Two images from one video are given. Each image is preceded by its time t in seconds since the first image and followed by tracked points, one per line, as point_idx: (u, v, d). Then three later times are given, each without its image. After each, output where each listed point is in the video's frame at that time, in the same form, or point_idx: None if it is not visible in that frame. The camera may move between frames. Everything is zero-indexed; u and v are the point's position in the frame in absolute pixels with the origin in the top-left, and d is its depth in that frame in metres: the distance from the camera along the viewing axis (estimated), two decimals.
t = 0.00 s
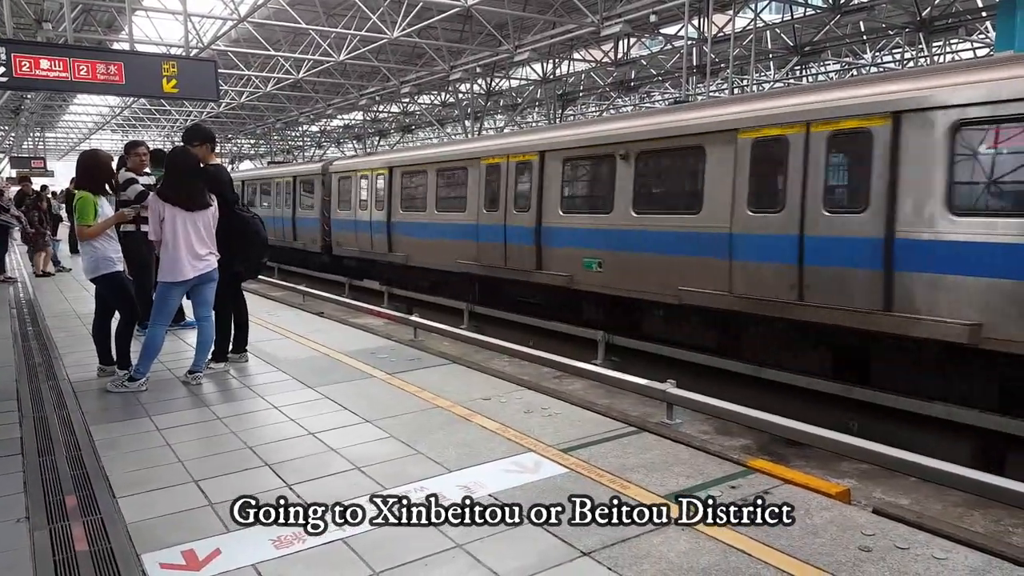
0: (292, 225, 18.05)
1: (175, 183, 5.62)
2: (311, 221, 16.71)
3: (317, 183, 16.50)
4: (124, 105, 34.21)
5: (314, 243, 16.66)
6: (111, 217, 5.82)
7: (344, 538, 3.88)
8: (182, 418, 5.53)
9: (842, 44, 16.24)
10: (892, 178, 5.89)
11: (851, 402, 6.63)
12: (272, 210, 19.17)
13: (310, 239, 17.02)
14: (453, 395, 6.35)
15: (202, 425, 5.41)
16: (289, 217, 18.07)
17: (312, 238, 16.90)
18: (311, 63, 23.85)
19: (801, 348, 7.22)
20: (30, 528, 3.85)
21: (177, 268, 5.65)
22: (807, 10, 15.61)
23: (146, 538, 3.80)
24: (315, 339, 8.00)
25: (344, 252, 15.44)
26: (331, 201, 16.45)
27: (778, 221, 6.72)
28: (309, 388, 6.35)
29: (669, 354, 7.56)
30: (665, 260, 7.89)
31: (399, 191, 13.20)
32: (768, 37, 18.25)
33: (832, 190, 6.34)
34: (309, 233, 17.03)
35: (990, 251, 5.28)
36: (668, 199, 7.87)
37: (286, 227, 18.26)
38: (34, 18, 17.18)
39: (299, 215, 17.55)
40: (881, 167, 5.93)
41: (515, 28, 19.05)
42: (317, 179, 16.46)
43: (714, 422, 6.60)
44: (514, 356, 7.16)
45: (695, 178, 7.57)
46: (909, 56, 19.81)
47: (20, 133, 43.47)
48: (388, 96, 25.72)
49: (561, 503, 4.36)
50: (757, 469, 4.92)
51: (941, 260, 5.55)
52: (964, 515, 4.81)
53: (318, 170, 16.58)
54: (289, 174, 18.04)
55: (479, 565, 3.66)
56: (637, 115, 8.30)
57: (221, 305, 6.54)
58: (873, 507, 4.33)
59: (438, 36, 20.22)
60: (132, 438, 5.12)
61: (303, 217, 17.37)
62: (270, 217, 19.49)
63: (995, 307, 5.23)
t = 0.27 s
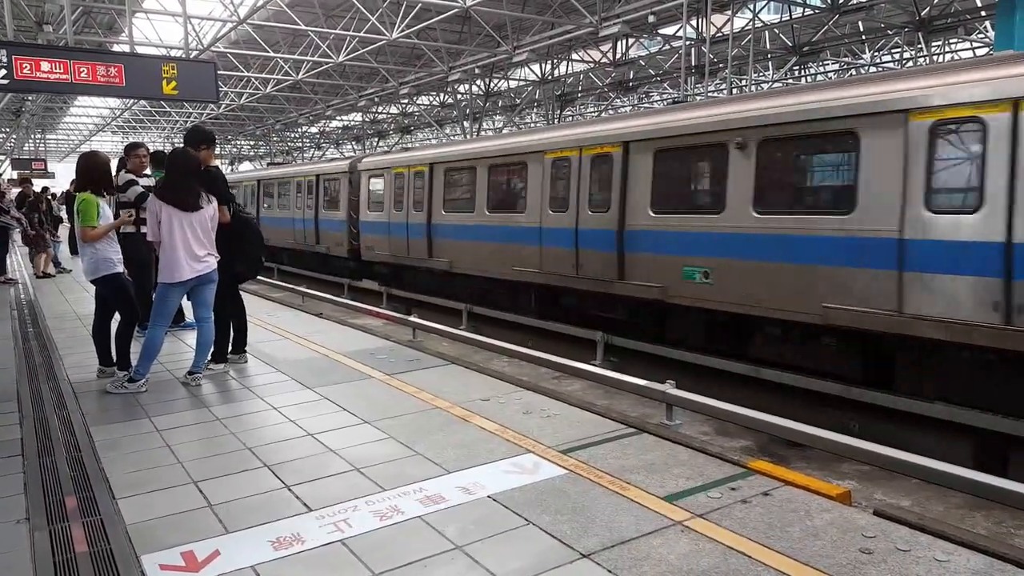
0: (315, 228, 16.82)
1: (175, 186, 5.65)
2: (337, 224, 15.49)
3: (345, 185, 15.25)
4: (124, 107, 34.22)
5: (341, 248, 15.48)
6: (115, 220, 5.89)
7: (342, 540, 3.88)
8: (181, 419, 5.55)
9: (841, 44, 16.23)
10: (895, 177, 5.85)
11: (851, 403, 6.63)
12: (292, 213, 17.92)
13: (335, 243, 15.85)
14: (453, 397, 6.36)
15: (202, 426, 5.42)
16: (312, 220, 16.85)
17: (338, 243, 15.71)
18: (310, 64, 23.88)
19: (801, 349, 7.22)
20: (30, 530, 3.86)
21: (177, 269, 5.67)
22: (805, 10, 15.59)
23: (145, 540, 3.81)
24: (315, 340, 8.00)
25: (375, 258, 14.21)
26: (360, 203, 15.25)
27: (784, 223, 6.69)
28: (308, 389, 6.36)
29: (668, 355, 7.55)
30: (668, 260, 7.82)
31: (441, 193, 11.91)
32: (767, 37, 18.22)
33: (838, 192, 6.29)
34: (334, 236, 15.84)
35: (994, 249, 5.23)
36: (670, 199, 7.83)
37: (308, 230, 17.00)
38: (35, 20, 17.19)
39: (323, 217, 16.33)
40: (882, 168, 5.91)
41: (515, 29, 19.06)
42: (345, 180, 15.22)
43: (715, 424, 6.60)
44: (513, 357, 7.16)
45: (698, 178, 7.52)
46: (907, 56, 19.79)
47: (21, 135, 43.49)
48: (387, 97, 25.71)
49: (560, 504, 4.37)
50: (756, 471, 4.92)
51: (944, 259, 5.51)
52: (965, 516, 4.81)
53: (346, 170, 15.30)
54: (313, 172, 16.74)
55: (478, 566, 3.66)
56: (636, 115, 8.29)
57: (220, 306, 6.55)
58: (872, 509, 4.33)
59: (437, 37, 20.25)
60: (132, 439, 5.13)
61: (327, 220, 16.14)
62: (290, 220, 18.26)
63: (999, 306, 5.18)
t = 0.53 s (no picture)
0: (342, 232, 15.44)
1: (174, 190, 5.63)
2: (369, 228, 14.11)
3: (378, 187, 13.90)
4: (124, 111, 34.27)
5: (372, 255, 14.16)
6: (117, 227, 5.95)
7: (343, 545, 3.88)
8: (180, 424, 5.54)
9: (841, 46, 16.26)
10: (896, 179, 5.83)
11: (852, 404, 6.62)
12: (316, 217, 16.59)
13: (365, 249, 14.50)
14: (454, 400, 6.36)
15: (202, 431, 5.42)
16: (338, 224, 15.51)
17: (369, 249, 14.36)
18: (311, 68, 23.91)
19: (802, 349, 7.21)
20: (30, 536, 3.85)
21: (176, 274, 5.66)
22: (805, 13, 15.59)
23: (146, 545, 3.81)
24: (315, 344, 8.01)
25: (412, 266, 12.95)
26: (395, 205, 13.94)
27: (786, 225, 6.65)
28: (309, 393, 6.35)
29: (668, 357, 7.53)
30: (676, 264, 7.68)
31: (496, 199, 10.57)
32: (767, 40, 18.24)
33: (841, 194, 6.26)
34: (363, 242, 14.53)
35: (998, 252, 5.19)
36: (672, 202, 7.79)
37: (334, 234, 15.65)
38: (36, 25, 17.22)
39: (351, 221, 14.97)
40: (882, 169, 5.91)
41: (515, 32, 19.09)
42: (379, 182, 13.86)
43: (717, 426, 6.59)
44: (514, 359, 7.16)
45: (703, 181, 7.47)
46: (907, 58, 19.80)
47: (22, 140, 43.53)
48: (388, 101, 25.72)
49: (561, 509, 4.36)
50: (758, 473, 4.92)
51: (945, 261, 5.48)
52: (968, 518, 4.79)
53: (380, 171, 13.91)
54: (341, 172, 15.33)
55: (479, 570, 3.65)
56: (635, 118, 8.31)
57: (221, 312, 6.55)
58: (875, 511, 4.32)
59: (437, 40, 20.29)
60: (132, 444, 5.13)
61: (357, 225, 14.78)
62: (313, 224, 16.93)
63: (1000, 307, 5.15)
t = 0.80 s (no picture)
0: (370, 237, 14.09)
1: (169, 194, 5.62)
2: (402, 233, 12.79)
3: (415, 187, 12.62)
4: (118, 116, 34.22)
5: (406, 262, 12.84)
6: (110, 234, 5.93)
7: (342, 548, 3.86)
8: (177, 428, 5.52)
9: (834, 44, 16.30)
10: (893, 175, 5.83)
11: (849, 401, 6.62)
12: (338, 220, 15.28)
13: (395, 256, 13.19)
14: (451, 401, 6.34)
15: (200, 436, 5.40)
16: (365, 228, 14.18)
17: (399, 255, 13.04)
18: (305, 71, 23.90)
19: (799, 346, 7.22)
20: (25, 543, 3.83)
21: (170, 278, 5.63)
22: (799, 11, 15.63)
23: (144, 551, 3.79)
24: (312, 347, 7.99)
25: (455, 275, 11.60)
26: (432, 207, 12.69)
27: (779, 221, 6.66)
28: (307, 396, 6.33)
29: (666, 356, 7.53)
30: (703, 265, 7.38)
31: (558, 200, 9.33)
32: (761, 38, 18.29)
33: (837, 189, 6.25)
34: (393, 248, 13.21)
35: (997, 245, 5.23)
36: (670, 200, 7.76)
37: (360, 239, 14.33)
38: (28, 31, 17.17)
39: (378, 225, 13.67)
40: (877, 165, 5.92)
41: (509, 34, 19.11)
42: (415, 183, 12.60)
43: (715, 424, 6.58)
44: (512, 360, 7.15)
45: (698, 179, 7.47)
46: (901, 55, 19.86)
47: (16, 146, 43.40)
48: (383, 103, 25.71)
49: (559, 508, 4.35)
50: (756, 470, 4.91)
51: (941, 256, 5.52)
52: (966, 512, 4.79)
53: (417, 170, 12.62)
54: (368, 172, 14.04)
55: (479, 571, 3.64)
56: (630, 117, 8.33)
57: (217, 316, 6.53)
58: (874, 506, 4.32)
59: (431, 42, 20.29)
60: (128, 450, 5.11)
61: (386, 229, 13.46)
62: (335, 228, 15.62)
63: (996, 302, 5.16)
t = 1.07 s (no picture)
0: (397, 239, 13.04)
1: (161, 193, 5.62)
2: (441, 234, 11.61)
3: (453, 184, 11.47)
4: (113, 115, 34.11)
5: (442, 266, 11.69)
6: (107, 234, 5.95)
7: (336, 548, 3.86)
8: (171, 428, 5.51)
9: (829, 46, 16.35)
10: (886, 177, 5.86)
11: (843, 401, 6.64)
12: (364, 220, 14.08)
13: (429, 259, 12.06)
14: (446, 401, 6.35)
15: (193, 436, 5.39)
16: (383, 229, 13.38)
17: (435, 259, 11.89)
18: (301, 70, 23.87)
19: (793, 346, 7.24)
20: (17, 544, 3.82)
21: (162, 277, 5.60)
22: (793, 12, 15.67)
23: (137, 551, 3.78)
24: (307, 347, 7.98)
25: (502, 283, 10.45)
26: (473, 205, 11.51)
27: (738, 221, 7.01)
28: (301, 396, 6.33)
29: (661, 356, 7.54)
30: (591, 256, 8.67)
31: (635, 196, 8.13)
32: (756, 40, 18.34)
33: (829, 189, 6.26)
34: (429, 250, 12.02)
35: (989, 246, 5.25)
36: (665, 201, 7.79)
37: (389, 241, 13.21)
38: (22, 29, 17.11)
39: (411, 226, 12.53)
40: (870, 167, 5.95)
41: (505, 34, 19.12)
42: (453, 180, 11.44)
43: (710, 424, 6.60)
44: (507, 360, 7.16)
45: (692, 180, 7.50)
46: (895, 56, 19.95)
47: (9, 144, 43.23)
48: (379, 103, 25.69)
49: (554, 508, 4.35)
50: (750, 470, 4.93)
51: (934, 256, 5.55)
52: (959, 512, 4.81)
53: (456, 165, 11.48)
54: (608, 143, 8.42)
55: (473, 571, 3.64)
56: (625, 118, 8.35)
57: (211, 316, 6.51)
58: (867, 506, 4.33)
59: (427, 42, 20.28)
60: (121, 450, 5.09)
61: (418, 230, 12.35)
62: (359, 228, 14.42)
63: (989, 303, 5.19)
